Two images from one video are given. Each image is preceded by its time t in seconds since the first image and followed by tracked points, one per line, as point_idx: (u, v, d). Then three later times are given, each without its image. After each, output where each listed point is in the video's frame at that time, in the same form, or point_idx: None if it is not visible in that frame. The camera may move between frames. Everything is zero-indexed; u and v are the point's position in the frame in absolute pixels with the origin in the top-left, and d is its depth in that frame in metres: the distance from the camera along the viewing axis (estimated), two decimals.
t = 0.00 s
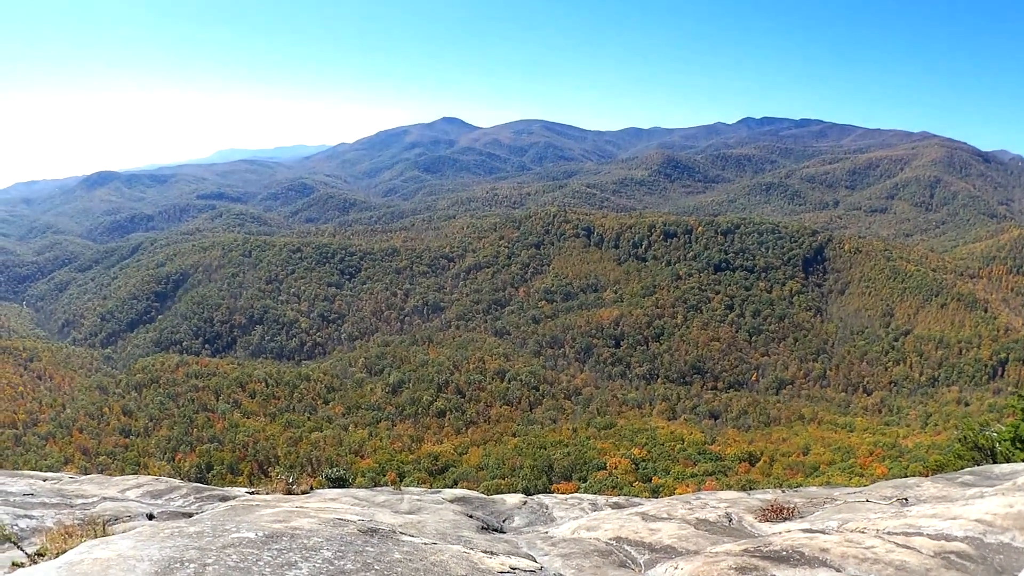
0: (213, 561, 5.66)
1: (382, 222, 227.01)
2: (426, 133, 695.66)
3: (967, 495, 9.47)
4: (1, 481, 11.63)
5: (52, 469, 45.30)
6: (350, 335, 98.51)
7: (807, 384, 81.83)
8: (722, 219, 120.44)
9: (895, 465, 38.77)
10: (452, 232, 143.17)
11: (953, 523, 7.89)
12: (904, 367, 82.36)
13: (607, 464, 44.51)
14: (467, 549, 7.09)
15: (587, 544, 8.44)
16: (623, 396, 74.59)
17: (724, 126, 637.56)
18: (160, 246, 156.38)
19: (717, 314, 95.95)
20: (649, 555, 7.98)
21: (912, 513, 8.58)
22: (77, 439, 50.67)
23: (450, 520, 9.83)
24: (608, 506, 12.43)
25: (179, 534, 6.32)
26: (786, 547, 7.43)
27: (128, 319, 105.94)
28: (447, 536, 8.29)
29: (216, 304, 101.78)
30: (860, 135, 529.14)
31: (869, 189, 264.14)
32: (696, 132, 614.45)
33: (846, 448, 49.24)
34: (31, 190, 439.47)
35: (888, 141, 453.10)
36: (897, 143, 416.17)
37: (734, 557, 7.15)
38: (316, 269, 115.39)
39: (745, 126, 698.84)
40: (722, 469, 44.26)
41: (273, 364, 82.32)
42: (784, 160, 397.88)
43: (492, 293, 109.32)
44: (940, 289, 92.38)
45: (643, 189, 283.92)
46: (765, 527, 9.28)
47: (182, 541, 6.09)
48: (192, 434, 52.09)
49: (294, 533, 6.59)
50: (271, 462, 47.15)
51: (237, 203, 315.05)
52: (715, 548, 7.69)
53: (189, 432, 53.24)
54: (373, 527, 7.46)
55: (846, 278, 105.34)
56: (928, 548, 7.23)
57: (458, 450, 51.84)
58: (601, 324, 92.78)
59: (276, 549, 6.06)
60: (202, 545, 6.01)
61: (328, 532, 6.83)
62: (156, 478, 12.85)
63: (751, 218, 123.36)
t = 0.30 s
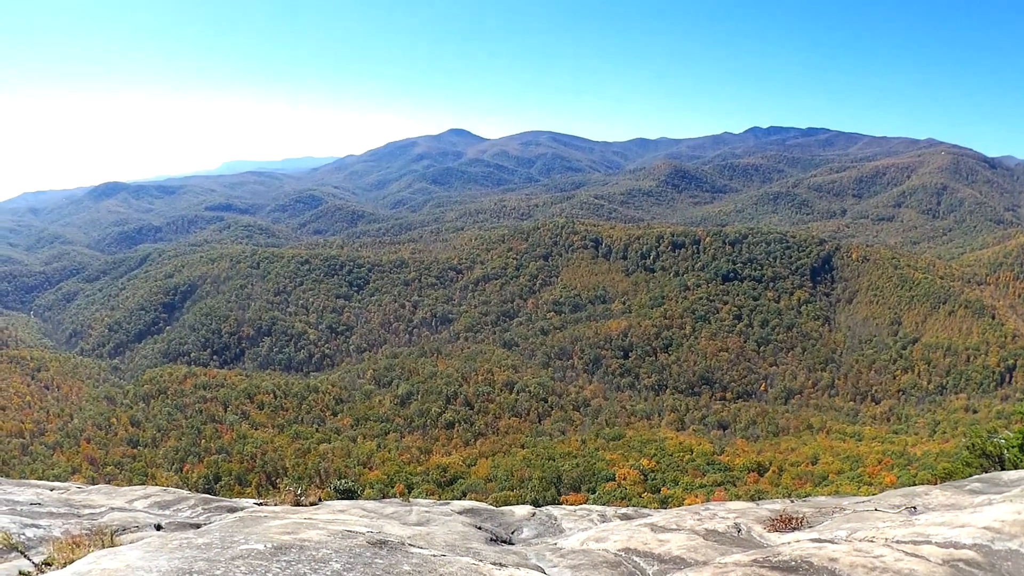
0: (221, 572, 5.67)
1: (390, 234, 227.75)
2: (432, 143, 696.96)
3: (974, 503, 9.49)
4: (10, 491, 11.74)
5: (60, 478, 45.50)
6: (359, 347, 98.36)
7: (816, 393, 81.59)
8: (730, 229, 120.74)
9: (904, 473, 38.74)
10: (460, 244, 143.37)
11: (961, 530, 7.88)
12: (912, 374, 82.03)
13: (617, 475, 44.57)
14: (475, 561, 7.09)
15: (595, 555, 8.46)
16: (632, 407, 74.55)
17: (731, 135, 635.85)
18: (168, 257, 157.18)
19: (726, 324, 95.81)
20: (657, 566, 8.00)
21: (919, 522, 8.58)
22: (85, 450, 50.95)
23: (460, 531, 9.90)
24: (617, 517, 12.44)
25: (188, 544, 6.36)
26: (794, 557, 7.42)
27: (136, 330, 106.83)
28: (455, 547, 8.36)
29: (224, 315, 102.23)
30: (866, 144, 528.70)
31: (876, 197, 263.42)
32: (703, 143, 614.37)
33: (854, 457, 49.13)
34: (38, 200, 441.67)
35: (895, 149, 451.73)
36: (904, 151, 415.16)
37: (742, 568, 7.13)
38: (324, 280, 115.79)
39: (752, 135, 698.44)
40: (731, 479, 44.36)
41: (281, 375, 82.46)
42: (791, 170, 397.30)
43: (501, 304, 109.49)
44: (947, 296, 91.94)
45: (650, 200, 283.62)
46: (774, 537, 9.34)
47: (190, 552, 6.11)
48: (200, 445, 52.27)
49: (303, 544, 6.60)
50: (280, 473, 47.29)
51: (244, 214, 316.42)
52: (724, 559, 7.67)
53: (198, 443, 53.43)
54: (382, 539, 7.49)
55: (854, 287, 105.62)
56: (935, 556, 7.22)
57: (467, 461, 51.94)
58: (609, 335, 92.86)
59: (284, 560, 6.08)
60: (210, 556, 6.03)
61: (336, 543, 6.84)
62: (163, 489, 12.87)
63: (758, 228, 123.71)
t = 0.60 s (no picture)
0: None
1: (398, 245, 228.33)
2: (438, 149, 697.77)
3: (982, 511, 9.53)
4: (16, 496, 11.79)
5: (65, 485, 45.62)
6: (368, 357, 97.99)
7: (824, 403, 81.37)
8: (738, 239, 120.42)
9: (911, 484, 38.58)
10: (469, 254, 143.58)
11: (969, 539, 7.88)
12: (920, 384, 80.77)
13: (624, 486, 44.50)
14: (482, 572, 7.08)
15: (602, 565, 8.48)
16: (640, 418, 74.53)
17: (739, 147, 635.59)
18: (177, 266, 158.08)
19: (734, 335, 95.67)
20: None
21: (928, 531, 8.59)
22: (92, 457, 51.09)
23: (468, 543, 9.94)
24: (625, 528, 12.44)
25: (195, 554, 6.39)
26: (801, 568, 7.42)
27: (144, 338, 107.61)
28: (463, 558, 8.37)
29: (232, 325, 102.71)
30: (873, 152, 527.67)
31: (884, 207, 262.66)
32: (710, 153, 614.39)
33: (862, 467, 48.98)
34: (47, 207, 443.78)
35: (903, 158, 450.39)
36: (912, 160, 413.94)
37: None
38: (332, 290, 116.10)
39: (761, 146, 698.43)
40: (739, 490, 44.31)
41: (289, 386, 82.63)
42: (799, 180, 396.48)
43: (509, 315, 109.63)
44: (955, 304, 89.79)
45: (658, 210, 283.56)
46: (783, 548, 9.37)
47: (198, 561, 6.14)
48: (207, 454, 52.35)
49: (310, 554, 6.61)
50: (287, 482, 47.31)
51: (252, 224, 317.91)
52: (732, 570, 7.70)
53: (205, 452, 53.46)
54: (391, 550, 7.50)
55: (862, 296, 104.50)
56: (943, 565, 7.22)
57: (475, 472, 51.96)
58: (618, 346, 92.93)
59: (292, 569, 6.07)
60: (218, 565, 6.04)
61: (344, 553, 6.87)
62: (170, 497, 12.88)
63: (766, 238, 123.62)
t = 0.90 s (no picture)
0: None
1: (408, 255, 228.91)
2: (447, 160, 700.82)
3: (990, 526, 9.55)
4: (23, 500, 11.81)
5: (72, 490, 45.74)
6: (376, 368, 97.96)
7: (832, 417, 81.21)
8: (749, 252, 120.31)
9: (919, 497, 38.51)
10: (479, 266, 143.81)
11: (976, 553, 7.87)
12: (928, 397, 80.37)
13: (632, 499, 44.51)
14: None
15: None
16: (649, 431, 74.57)
17: (748, 160, 634.83)
18: (187, 274, 158.80)
19: (743, 349, 95.54)
20: None
21: (935, 545, 8.60)
22: (99, 462, 51.25)
23: (476, 555, 9.98)
24: (633, 541, 12.43)
25: (203, 561, 6.46)
26: None
27: (153, 345, 107.97)
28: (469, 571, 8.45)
29: (242, 334, 103.12)
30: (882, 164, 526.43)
31: (894, 219, 261.87)
32: (720, 166, 614.08)
33: (870, 481, 48.87)
34: (56, 212, 446.44)
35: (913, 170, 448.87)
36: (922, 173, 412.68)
37: None
38: (342, 300, 116.36)
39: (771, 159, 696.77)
40: (747, 503, 44.28)
41: (298, 395, 82.76)
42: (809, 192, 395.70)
43: (519, 327, 109.87)
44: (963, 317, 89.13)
45: (668, 222, 283.35)
46: (790, 562, 9.39)
47: (205, 568, 6.18)
48: (215, 462, 52.44)
49: (317, 564, 6.69)
50: (294, 491, 47.41)
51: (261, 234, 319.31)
52: None
53: (212, 459, 53.49)
54: (399, 561, 7.68)
55: (872, 309, 104.31)
56: None
57: (483, 484, 52.03)
58: (628, 358, 93.00)
59: None
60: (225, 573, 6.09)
61: (352, 564, 6.94)
62: (176, 504, 12.89)
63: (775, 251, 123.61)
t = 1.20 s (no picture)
0: None
1: (412, 267, 229.28)
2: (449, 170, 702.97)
3: (995, 533, 9.53)
4: (27, 513, 11.83)
5: (76, 504, 45.70)
6: (380, 380, 97.85)
7: (838, 424, 80.94)
8: (752, 260, 120.28)
9: (926, 502, 38.46)
10: (483, 277, 144.00)
11: (983, 558, 7.87)
12: (933, 404, 80.07)
13: (638, 509, 44.42)
14: None
15: None
16: (654, 441, 74.48)
17: (750, 168, 635.62)
18: (190, 287, 159.14)
19: (748, 357, 95.39)
20: None
21: (941, 551, 8.60)
22: (103, 476, 51.23)
23: (481, 568, 10.02)
24: (638, 551, 12.42)
25: None
26: None
27: (157, 359, 107.99)
28: None
29: (246, 347, 103.22)
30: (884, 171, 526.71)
31: (897, 225, 261.83)
32: (722, 175, 614.66)
33: (876, 487, 48.77)
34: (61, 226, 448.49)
35: (915, 177, 448.78)
36: (924, 179, 412.86)
37: None
38: (346, 313, 116.41)
39: (773, 167, 697.37)
40: (754, 511, 44.18)
41: (302, 408, 82.70)
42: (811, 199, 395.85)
43: (523, 338, 109.95)
44: (968, 322, 89.82)
45: (672, 232, 283.31)
46: (797, 569, 9.38)
47: None
48: (219, 475, 52.39)
49: None
50: (299, 503, 47.33)
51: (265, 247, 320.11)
52: None
53: (217, 472, 53.41)
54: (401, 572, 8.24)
55: (875, 315, 104.13)
56: None
57: (489, 495, 51.98)
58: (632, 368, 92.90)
59: None
60: None
61: None
62: (181, 516, 12.87)
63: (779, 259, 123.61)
